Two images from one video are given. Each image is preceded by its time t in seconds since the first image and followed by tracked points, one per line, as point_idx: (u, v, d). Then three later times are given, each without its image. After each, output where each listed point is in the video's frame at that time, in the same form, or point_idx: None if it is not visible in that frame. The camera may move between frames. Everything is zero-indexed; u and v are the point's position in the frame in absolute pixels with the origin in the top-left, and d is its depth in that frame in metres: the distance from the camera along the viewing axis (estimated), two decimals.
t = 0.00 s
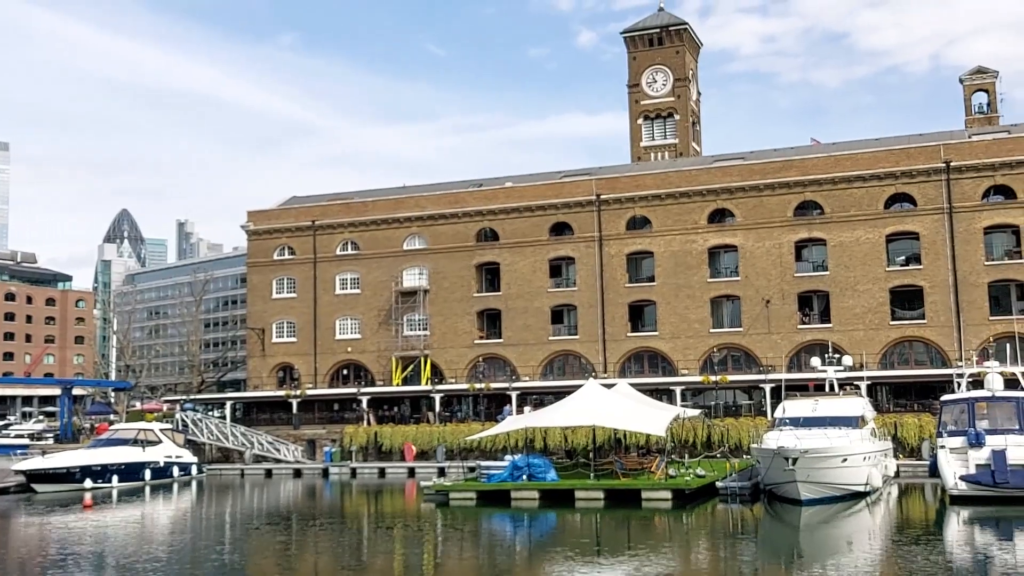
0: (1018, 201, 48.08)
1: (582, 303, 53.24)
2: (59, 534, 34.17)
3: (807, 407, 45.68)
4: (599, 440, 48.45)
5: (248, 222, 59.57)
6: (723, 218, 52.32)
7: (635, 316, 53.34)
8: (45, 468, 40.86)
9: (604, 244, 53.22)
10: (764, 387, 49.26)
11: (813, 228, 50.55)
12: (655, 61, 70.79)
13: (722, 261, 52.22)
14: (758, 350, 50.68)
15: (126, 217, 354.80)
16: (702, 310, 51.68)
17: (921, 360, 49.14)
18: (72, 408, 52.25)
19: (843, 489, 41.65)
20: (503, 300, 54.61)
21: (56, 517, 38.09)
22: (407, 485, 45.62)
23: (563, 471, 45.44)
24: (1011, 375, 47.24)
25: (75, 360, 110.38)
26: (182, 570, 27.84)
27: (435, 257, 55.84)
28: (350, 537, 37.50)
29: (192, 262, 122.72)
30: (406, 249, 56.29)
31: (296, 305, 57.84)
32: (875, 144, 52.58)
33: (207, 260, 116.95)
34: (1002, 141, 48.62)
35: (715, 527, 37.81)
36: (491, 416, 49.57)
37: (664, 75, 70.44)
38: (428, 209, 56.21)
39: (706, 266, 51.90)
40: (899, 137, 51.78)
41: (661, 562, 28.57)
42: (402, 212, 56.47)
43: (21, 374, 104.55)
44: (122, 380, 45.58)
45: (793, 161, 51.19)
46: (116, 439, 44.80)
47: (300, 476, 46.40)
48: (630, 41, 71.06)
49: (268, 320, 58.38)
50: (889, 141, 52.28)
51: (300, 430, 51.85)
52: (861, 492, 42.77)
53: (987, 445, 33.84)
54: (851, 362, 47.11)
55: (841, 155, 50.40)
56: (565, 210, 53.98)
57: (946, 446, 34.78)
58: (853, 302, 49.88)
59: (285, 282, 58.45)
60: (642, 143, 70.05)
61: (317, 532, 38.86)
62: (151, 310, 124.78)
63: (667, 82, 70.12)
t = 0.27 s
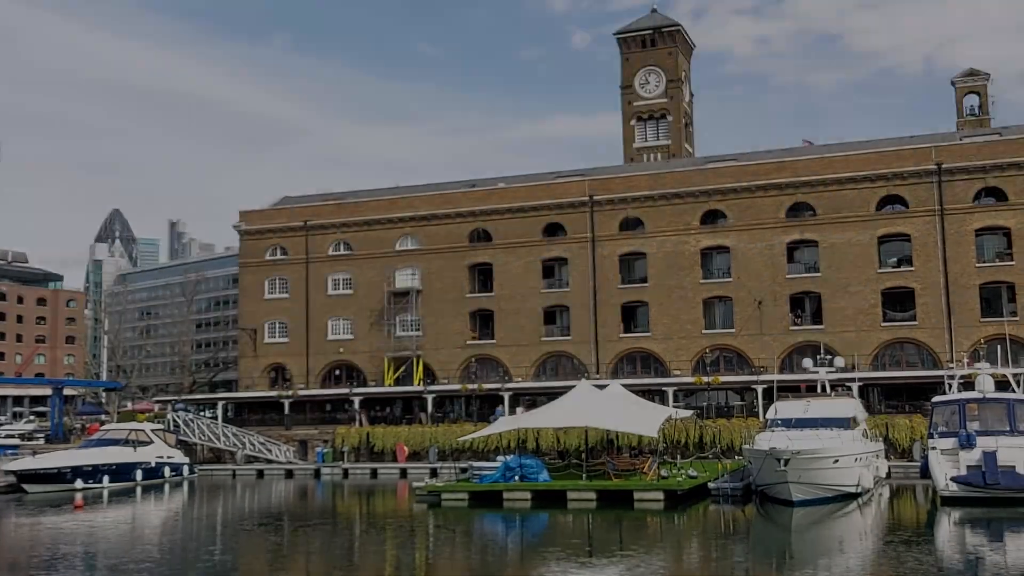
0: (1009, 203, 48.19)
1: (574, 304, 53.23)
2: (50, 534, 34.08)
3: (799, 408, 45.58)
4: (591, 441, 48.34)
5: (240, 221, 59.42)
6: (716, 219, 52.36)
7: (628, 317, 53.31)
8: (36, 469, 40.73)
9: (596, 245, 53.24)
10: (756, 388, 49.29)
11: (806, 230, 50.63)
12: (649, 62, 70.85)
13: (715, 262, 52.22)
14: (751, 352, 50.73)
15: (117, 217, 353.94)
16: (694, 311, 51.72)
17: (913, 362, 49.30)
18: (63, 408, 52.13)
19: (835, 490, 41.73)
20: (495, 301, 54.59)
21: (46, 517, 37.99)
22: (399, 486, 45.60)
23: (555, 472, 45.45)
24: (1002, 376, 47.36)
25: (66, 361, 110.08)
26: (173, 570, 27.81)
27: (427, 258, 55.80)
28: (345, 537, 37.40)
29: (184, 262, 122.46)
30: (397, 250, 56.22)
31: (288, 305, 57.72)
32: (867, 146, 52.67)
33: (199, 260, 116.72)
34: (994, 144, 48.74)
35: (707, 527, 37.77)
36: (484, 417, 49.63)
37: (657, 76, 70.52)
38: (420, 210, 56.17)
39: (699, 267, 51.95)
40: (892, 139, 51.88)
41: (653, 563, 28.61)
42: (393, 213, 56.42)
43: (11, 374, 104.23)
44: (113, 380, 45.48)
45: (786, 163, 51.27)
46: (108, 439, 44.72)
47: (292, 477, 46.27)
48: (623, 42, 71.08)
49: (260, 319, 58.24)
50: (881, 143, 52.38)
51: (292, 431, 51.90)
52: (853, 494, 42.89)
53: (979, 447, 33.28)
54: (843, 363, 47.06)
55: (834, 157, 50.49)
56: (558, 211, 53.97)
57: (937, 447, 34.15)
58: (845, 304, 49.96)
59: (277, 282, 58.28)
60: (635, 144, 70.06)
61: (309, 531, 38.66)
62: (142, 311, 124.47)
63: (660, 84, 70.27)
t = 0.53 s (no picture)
0: None
1: (568, 306, 47.17)
2: None
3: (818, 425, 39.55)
4: (586, 466, 42.39)
5: (182, 212, 53.23)
6: (728, 210, 46.22)
7: (628, 321, 47.17)
8: None
9: (592, 239, 47.15)
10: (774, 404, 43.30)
11: (830, 223, 44.50)
12: (652, 31, 64.68)
13: (727, 259, 46.12)
14: (767, 362, 44.71)
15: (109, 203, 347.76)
16: (704, 315, 45.67)
17: (953, 374, 43.05)
18: None
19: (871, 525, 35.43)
20: (477, 303, 48.53)
21: None
22: (363, 514, 39.23)
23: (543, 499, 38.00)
24: None
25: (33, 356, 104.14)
26: None
27: (399, 253, 49.72)
28: (265, 569, 29.74)
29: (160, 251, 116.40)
30: (365, 244, 50.13)
31: (237, 309, 51.71)
32: (899, 127, 46.50)
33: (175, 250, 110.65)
34: None
35: (720, 561, 29.63)
36: (461, 437, 44.80)
37: (661, 46, 64.40)
38: (393, 198, 50.05)
39: (709, 265, 45.84)
40: (928, 120, 45.71)
41: None
42: (363, 202, 50.31)
43: None
44: (33, 396, 39.57)
45: (808, 145, 45.12)
46: (28, 463, 38.79)
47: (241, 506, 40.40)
48: (624, 9, 64.85)
49: (204, 326, 52.14)
50: (916, 123, 46.21)
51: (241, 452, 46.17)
52: (907, 519, 34.82)
53: None
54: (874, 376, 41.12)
55: (863, 139, 44.33)
56: (548, 200, 47.84)
57: (979, 471, 29.55)
58: (875, 308, 43.87)
59: (224, 283, 52.17)
60: (636, 124, 63.84)
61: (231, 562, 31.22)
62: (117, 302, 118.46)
63: (665, 54, 64.21)
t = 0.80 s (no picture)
0: None
1: (550, 305, 47.21)
2: None
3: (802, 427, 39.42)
4: (568, 464, 42.38)
5: (163, 210, 53.01)
6: (710, 210, 46.33)
7: (610, 321, 47.27)
8: None
9: (574, 239, 47.21)
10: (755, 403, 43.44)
11: (812, 223, 44.66)
12: (634, 30, 64.77)
13: (709, 258, 46.23)
14: (749, 361, 44.86)
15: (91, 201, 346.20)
16: (686, 315, 45.77)
17: (933, 373, 43.29)
18: None
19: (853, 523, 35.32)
20: (459, 302, 48.53)
21: None
22: (347, 514, 39.12)
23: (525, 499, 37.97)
24: None
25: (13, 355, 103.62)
26: None
27: (381, 252, 49.69)
28: (246, 569, 29.55)
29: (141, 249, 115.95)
30: (347, 243, 50.07)
31: (218, 307, 51.56)
32: (880, 127, 46.72)
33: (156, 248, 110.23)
34: None
35: (700, 560, 29.61)
36: (444, 436, 44.94)
37: (644, 45, 64.54)
38: (374, 197, 49.98)
39: (691, 264, 45.95)
40: (908, 120, 45.94)
41: None
42: (344, 200, 50.21)
43: None
44: (13, 394, 39.34)
45: (789, 145, 45.27)
46: (7, 462, 38.59)
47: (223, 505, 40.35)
48: (607, 8, 64.92)
49: (185, 324, 51.94)
50: (897, 124, 46.44)
51: (222, 452, 46.03)
52: (887, 518, 34.83)
53: (1007, 470, 29.08)
54: (855, 376, 41.33)
55: (844, 140, 44.50)
56: (531, 199, 47.86)
57: (959, 470, 29.78)
58: (856, 307, 44.06)
59: (205, 281, 52.05)
60: (619, 123, 63.93)
61: (213, 561, 31.09)
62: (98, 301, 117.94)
63: (648, 53, 64.34)
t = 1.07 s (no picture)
0: (1008, 192, 42.83)
1: (520, 304, 47.24)
2: None
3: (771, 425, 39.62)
4: (538, 462, 42.38)
5: (130, 207, 52.61)
6: (679, 208, 46.51)
7: (581, 319, 47.33)
8: None
9: (545, 237, 47.26)
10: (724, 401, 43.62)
11: (780, 222, 44.91)
12: (605, 29, 64.90)
13: (679, 257, 46.40)
14: (718, 359, 45.06)
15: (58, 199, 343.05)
16: (656, 313, 45.92)
17: (900, 371, 43.65)
18: None
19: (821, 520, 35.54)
20: (430, 300, 48.46)
21: None
22: (317, 513, 38.97)
23: (496, 497, 37.95)
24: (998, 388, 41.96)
25: None
26: None
27: (350, 250, 49.53)
28: (214, 568, 29.33)
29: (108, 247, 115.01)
30: (316, 241, 49.89)
31: (186, 305, 51.23)
32: (848, 127, 47.06)
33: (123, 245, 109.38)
34: (991, 125, 43.30)
35: (669, 557, 29.71)
36: (414, 434, 44.85)
37: (614, 44, 64.71)
38: (344, 195, 49.82)
39: (661, 263, 46.10)
40: (876, 120, 46.31)
41: None
42: (314, 198, 50.02)
43: None
44: None
45: (758, 145, 45.51)
46: None
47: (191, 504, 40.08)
48: (577, 7, 65.03)
49: (153, 322, 51.55)
50: (865, 124, 46.79)
51: (189, 450, 45.73)
52: (854, 515, 34.99)
53: (972, 467, 29.29)
54: (824, 374, 41.59)
55: (812, 139, 44.79)
56: (501, 197, 47.86)
57: (925, 467, 29.96)
58: (824, 306, 44.34)
59: (173, 279, 51.69)
60: (589, 122, 64.05)
61: (181, 561, 30.87)
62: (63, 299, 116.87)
63: (619, 53, 64.52)
